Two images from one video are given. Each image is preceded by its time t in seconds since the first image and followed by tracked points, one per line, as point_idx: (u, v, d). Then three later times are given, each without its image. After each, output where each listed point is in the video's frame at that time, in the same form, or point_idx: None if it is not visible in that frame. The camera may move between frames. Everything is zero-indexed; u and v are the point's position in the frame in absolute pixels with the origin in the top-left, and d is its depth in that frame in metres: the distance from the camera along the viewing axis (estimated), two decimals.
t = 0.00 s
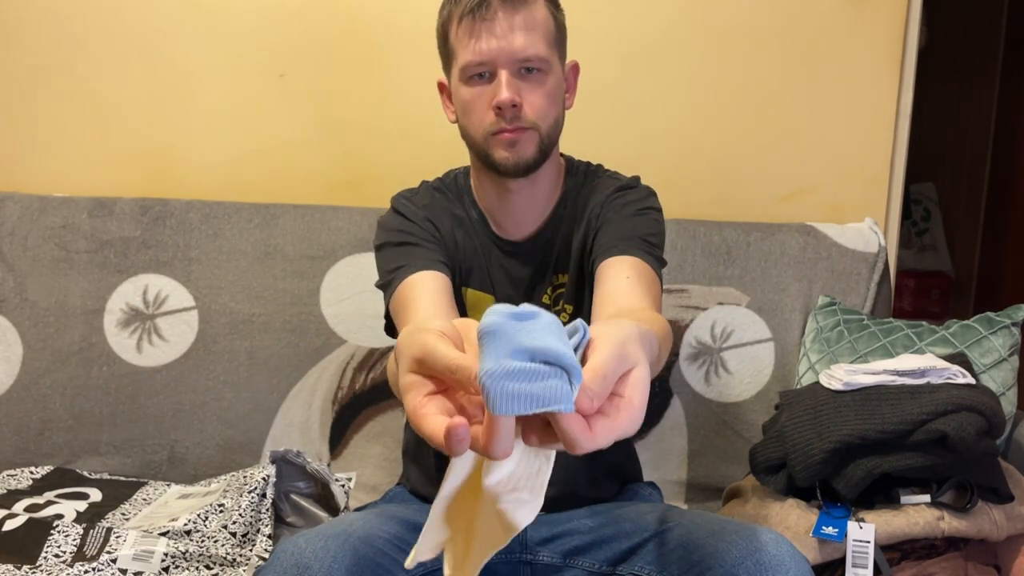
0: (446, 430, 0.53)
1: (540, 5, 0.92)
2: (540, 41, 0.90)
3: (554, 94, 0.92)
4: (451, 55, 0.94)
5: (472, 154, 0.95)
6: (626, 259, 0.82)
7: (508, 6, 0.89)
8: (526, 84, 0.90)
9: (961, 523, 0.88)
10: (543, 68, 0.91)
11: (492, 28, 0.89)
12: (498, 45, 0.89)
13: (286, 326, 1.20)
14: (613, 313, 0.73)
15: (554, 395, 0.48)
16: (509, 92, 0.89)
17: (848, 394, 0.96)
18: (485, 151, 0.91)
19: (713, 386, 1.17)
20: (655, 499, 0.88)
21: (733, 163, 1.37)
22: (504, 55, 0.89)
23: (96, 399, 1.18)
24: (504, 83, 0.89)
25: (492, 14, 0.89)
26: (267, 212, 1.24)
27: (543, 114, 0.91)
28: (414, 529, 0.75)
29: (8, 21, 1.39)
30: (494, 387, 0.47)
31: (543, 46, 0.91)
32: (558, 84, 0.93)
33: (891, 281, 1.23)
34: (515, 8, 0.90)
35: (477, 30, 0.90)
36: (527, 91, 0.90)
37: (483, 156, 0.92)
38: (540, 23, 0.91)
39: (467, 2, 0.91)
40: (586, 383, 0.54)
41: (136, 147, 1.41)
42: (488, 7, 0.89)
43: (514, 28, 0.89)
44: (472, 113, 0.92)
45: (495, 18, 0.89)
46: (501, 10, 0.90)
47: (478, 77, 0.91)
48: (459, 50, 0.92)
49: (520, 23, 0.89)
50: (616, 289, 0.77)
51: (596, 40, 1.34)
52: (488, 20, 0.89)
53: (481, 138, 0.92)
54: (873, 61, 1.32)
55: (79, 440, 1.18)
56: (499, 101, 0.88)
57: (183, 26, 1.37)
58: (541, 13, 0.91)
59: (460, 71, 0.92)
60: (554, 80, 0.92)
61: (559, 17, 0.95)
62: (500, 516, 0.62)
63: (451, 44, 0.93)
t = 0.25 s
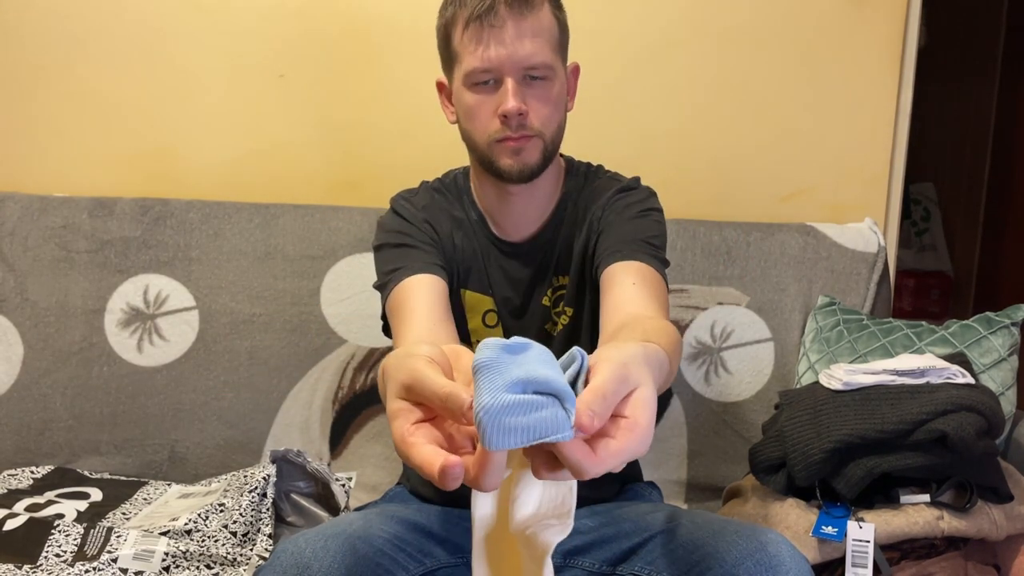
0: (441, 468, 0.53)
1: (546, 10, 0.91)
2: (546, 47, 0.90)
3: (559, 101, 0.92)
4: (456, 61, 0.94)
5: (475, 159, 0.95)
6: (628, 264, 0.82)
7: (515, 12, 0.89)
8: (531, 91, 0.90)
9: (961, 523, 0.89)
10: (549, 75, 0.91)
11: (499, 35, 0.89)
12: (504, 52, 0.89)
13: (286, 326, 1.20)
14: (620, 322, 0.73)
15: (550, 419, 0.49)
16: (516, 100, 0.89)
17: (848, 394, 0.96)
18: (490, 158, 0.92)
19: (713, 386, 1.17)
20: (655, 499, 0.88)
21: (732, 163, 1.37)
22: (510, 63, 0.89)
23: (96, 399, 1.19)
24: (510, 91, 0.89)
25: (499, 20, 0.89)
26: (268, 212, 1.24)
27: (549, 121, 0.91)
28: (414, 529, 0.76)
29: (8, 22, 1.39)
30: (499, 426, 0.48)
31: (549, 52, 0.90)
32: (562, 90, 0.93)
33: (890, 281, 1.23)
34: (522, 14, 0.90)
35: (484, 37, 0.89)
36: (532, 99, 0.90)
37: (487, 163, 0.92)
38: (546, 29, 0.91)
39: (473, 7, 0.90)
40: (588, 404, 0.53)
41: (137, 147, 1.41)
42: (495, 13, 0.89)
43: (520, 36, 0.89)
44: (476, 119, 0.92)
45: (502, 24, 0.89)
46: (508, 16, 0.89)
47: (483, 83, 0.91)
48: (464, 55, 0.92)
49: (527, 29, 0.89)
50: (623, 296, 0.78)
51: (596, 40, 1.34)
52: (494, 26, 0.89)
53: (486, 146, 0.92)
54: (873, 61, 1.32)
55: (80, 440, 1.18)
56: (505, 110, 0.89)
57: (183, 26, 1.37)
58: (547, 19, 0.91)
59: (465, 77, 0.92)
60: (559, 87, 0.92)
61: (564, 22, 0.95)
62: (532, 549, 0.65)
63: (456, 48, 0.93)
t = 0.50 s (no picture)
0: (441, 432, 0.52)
1: (551, 12, 0.92)
2: (552, 49, 0.91)
3: (564, 103, 0.93)
4: (461, 61, 0.93)
5: (478, 159, 0.95)
6: (639, 264, 0.82)
7: (523, 14, 0.89)
8: (538, 93, 0.91)
9: (960, 522, 0.89)
10: (555, 77, 0.91)
11: (507, 36, 0.89)
12: (511, 53, 0.89)
13: (286, 326, 1.20)
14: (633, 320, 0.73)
15: (547, 381, 0.49)
16: (523, 102, 0.89)
17: (848, 394, 0.96)
18: (496, 160, 0.91)
19: (713, 386, 1.18)
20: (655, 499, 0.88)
21: (732, 163, 1.37)
22: (518, 65, 0.89)
23: (96, 399, 1.19)
24: (518, 92, 0.89)
25: (506, 22, 0.89)
26: (268, 212, 1.24)
27: (555, 123, 0.92)
28: (414, 529, 0.76)
29: (8, 22, 1.39)
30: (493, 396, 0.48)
31: (555, 54, 0.91)
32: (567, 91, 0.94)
33: (890, 281, 1.23)
34: (529, 16, 0.90)
35: (491, 38, 0.89)
36: (539, 100, 0.90)
37: (493, 165, 0.92)
38: (552, 31, 0.91)
39: (480, 8, 0.90)
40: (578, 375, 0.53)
41: (137, 147, 1.42)
42: (503, 15, 0.89)
43: (528, 37, 0.89)
44: (482, 121, 0.92)
45: (510, 26, 0.89)
46: (516, 17, 0.89)
47: (489, 84, 0.91)
48: (470, 56, 0.92)
49: (534, 31, 0.89)
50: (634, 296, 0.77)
51: (596, 40, 1.34)
52: (502, 28, 0.89)
53: (492, 147, 0.91)
54: (872, 61, 1.33)
55: (80, 440, 1.18)
56: (513, 111, 0.88)
57: (184, 26, 1.37)
58: (553, 20, 0.91)
59: (471, 78, 0.92)
60: (564, 89, 0.93)
61: (568, 24, 0.96)
62: None
63: (461, 49, 0.93)
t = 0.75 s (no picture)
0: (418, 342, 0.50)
1: (553, 11, 0.92)
2: (554, 48, 0.91)
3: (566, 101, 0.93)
4: (463, 60, 0.94)
5: (480, 158, 0.95)
6: (646, 265, 0.81)
7: (524, 13, 0.89)
8: (540, 91, 0.91)
9: (960, 522, 0.89)
10: (556, 75, 0.92)
11: (508, 35, 0.89)
12: (513, 51, 0.89)
13: (286, 326, 1.20)
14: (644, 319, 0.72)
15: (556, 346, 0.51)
16: (525, 100, 0.89)
17: (847, 394, 0.96)
18: (498, 158, 0.91)
19: (713, 386, 1.18)
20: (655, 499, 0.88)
21: (732, 163, 1.37)
22: (520, 63, 0.89)
23: (96, 399, 1.19)
24: (519, 90, 0.89)
25: (508, 21, 0.89)
26: (268, 212, 1.24)
27: (557, 121, 0.92)
28: (414, 529, 0.76)
29: (8, 21, 1.39)
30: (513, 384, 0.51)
31: (557, 53, 0.91)
32: (569, 90, 0.94)
33: (890, 281, 1.23)
34: (531, 15, 0.90)
35: (493, 37, 0.89)
36: (541, 98, 0.91)
37: (495, 163, 0.92)
38: (554, 29, 0.91)
39: (482, 7, 0.91)
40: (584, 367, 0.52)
41: (137, 147, 1.42)
42: (504, 14, 0.89)
43: (530, 35, 0.89)
44: (484, 119, 0.92)
45: (512, 24, 0.89)
46: (518, 16, 0.89)
47: (491, 83, 0.91)
48: (472, 54, 0.92)
49: (536, 29, 0.90)
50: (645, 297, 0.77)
51: (596, 39, 1.34)
52: (504, 26, 0.89)
53: (494, 145, 0.92)
54: (873, 61, 1.33)
55: (80, 440, 1.18)
56: (515, 109, 0.89)
57: (184, 26, 1.37)
58: (554, 19, 0.92)
59: (473, 76, 0.92)
60: (566, 88, 0.93)
61: (569, 24, 0.96)
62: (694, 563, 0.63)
63: (463, 48, 0.93)
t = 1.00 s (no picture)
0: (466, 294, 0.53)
1: (554, 9, 0.92)
2: (555, 45, 0.91)
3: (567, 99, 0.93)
4: (464, 58, 0.94)
5: (481, 156, 0.95)
6: (647, 265, 0.81)
7: (525, 10, 0.89)
8: (541, 89, 0.91)
9: (960, 522, 0.89)
10: (558, 73, 0.92)
11: (509, 32, 0.89)
12: (514, 48, 0.89)
13: (286, 326, 1.20)
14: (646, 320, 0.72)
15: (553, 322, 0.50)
16: (526, 97, 0.89)
17: (848, 394, 0.96)
18: (498, 155, 0.91)
19: (713, 386, 1.18)
20: (655, 499, 0.88)
21: (732, 163, 1.37)
22: (520, 60, 0.89)
23: (96, 399, 1.19)
24: (520, 87, 0.89)
25: (509, 18, 0.89)
26: (268, 212, 1.24)
27: (558, 118, 0.92)
28: (414, 529, 0.76)
29: (8, 21, 1.39)
30: (504, 316, 0.47)
31: (558, 50, 0.91)
32: (570, 88, 0.94)
33: (890, 281, 1.23)
34: (531, 12, 0.90)
35: (494, 34, 0.90)
36: (541, 96, 0.91)
37: (495, 160, 0.92)
38: (555, 27, 0.91)
39: (483, 4, 0.91)
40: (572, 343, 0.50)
41: (137, 147, 1.42)
42: (505, 11, 0.89)
43: (531, 33, 0.89)
44: (485, 116, 0.92)
45: (512, 21, 0.89)
46: (518, 13, 0.90)
47: (492, 80, 0.91)
48: (472, 52, 0.92)
49: (536, 26, 0.90)
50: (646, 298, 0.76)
51: (596, 39, 1.34)
52: (505, 23, 0.90)
53: (495, 143, 0.92)
54: (873, 61, 1.33)
55: (80, 440, 1.18)
56: (515, 106, 0.89)
57: (184, 26, 1.37)
58: (555, 17, 0.92)
59: (474, 74, 0.92)
60: (567, 85, 0.93)
61: (570, 22, 0.96)
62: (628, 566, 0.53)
63: (464, 46, 0.93)
